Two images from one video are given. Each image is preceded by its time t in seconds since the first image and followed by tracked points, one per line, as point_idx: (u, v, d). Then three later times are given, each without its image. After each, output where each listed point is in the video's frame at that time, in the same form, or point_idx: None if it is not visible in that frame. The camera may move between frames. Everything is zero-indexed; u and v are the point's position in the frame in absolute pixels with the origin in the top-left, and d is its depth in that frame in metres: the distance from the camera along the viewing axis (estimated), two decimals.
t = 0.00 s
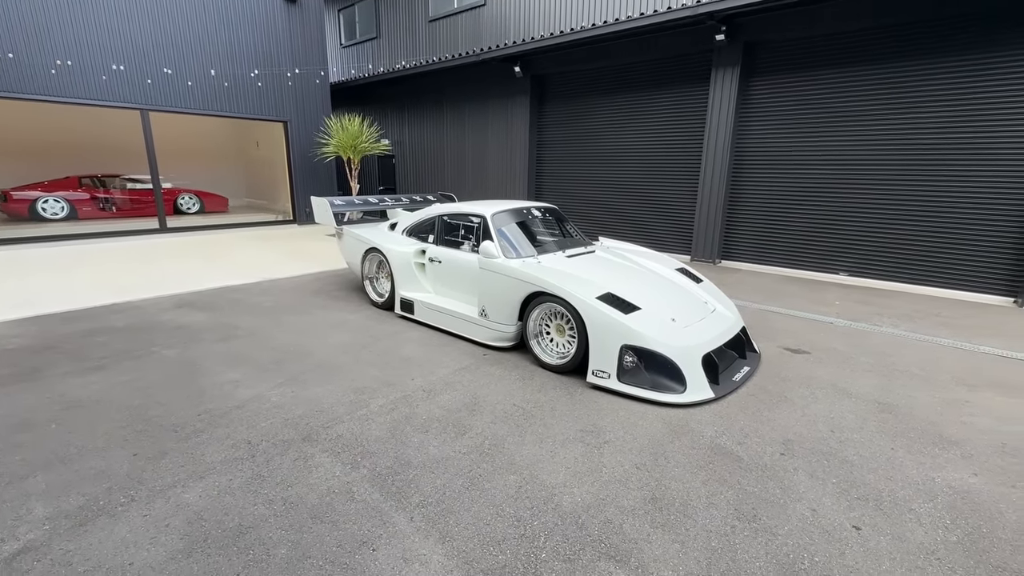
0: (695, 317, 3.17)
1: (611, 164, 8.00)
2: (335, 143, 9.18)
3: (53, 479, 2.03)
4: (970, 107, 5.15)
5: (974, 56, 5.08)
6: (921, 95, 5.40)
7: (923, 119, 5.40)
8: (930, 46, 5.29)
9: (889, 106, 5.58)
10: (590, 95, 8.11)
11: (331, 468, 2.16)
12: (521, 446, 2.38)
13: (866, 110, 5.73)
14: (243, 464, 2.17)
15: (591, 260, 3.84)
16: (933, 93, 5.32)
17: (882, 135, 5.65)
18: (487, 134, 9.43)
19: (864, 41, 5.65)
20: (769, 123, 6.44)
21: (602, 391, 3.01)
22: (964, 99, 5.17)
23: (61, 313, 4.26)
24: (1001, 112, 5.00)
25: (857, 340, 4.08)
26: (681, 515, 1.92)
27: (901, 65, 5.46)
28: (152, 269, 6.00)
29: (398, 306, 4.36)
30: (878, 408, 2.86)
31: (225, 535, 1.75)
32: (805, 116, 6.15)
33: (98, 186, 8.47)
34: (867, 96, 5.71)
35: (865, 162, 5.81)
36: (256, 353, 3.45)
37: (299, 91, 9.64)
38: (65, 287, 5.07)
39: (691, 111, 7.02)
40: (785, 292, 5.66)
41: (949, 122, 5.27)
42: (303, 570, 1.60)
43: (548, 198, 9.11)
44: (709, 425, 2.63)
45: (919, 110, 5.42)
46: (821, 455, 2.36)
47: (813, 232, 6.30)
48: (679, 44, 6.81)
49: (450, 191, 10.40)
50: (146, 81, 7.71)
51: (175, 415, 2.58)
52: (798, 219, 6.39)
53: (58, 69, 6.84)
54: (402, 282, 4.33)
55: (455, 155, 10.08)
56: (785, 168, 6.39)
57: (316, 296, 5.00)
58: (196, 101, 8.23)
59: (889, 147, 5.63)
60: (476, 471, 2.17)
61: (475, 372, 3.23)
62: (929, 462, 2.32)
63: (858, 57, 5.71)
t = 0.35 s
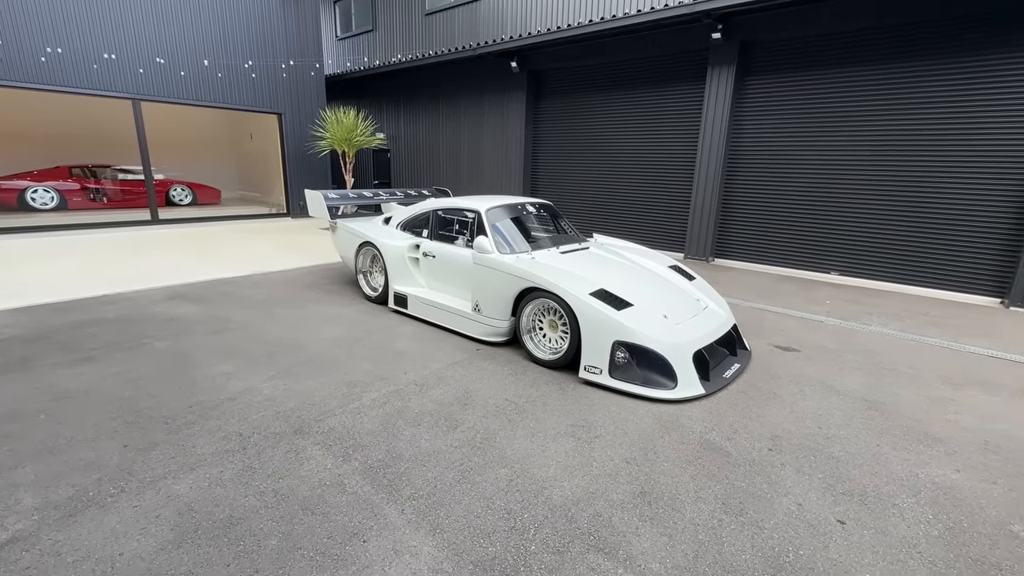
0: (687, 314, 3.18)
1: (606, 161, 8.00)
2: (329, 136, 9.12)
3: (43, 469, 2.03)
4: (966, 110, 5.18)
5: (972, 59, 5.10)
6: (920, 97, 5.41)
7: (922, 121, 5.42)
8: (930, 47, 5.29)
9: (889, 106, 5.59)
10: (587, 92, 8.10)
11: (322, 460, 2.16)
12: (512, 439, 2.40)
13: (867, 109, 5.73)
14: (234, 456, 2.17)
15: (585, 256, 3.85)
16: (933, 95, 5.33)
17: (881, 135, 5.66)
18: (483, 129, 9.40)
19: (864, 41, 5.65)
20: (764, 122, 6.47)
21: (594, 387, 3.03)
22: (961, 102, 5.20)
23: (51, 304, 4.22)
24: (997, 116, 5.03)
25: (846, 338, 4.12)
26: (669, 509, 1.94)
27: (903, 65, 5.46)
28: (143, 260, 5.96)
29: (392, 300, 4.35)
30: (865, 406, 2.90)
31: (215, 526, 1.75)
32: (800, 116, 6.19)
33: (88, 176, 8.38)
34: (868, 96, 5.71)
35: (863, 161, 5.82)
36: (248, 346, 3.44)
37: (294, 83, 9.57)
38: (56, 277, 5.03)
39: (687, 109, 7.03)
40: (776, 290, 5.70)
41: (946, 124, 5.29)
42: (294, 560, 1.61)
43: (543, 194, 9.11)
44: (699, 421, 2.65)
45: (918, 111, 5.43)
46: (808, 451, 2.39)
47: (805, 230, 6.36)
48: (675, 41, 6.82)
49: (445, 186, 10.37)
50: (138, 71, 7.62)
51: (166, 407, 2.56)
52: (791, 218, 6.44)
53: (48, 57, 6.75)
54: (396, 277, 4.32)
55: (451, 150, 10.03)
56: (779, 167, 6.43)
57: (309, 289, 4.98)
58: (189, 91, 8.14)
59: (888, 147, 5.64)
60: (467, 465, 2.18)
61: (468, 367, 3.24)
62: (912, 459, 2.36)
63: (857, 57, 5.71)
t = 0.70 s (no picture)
0: (676, 311, 3.25)
1: (600, 160, 8.06)
2: (325, 132, 9.11)
3: (40, 458, 2.06)
4: (954, 113, 5.27)
5: (964, 64, 5.17)
6: (914, 99, 5.47)
7: (915, 123, 5.49)
8: (924, 51, 5.35)
9: (882, 108, 5.66)
10: (582, 91, 8.14)
11: (316, 451, 2.20)
12: (503, 432, 2.45)
13: (857, 111, 5.82)
14: (229, 447, 2.21)
15: (577, 254, 3.91)
16: (926, 98, 5.40)
17: (874, 136, 5.74)
18: (478, 127, 9.42)
19: (859, 44, 5.71)
20: (756, 123, 6.55)
21: (583, 382, 3.10)
22: (952, 106, 5.28)
23: (43, 296, 4.22)
24: (987, 121, 5.11)
25: (831, 337, 4.21)
26: (653, 499, 2.00)
27: (892, 68, 5.56)
28: (136, 254, 5.95)
29: (386, 295, 4.39)
30: (846, 402, 2.99)
31: (211, 514, 1.79)
32: (791, 117, 6.27)
33: (80, 168, 8.33)
34: (862, 97, 5.77)
35: (857, 163, 5.89)
36: (242, 340, 3.47)
37: (289, 78, 9.55)
38: (48, 270, 5.02)
39: (681, 109, 7.10)
40: (766, 289, 5.78)
41: (936, 127, 5.38)
42: (288, 546, 1.66)
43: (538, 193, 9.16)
44: (685, 416, 2.72)
45: (912, 113, 5.49)
46: (789, 445, 2.47)
47: (795, 230, 6.45)
48: (669, 42, 6.87)
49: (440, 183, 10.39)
50: (131, 64, 7.58)
51: (161, 399, 2.60)
52: (781, 217, 6.53)
53: (40, 49, 6.72)
54: (390, 273, 4.36)
55: (446, 147, 10.04)
56: (770, 168, 6.52)
57: (303, 284, 5.01)
58: (183, 85, 8.11)
59: (882, 148, 5.71)
60: (458, 456, 2.23)
61: (460, 362, 3.29)
62: (889, 452, 2.44)
63: (851, 59, 5.78)
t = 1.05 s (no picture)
0: (656, 307, 3.32)
1: (592, 160, 8.14)
2: (318, 130, 9.16)
3: (27, 445, 2.11)
4: (935, 116, 5.38)
5: (948, 68, 5.27)
6: (898, 103, 5.58)
7: (898, 126, 5.60)
8: (907, 55, 5.45)
9: (866, 110, 5.76)
10: (573, 92, 8.22)
11: (298, 440, 2.27)
12: (482, 423, 2.52)
13: (842, 113, 5.92)
14: (213, 436, 2.27)
15: (562, 252, 3.98)
16: (911, 101, 5.49)
17: (858, 138, 5.84)
18: (472, 126, 9.48)
19: (846, 47, 5.80)
20: (744, 124, 6.64)
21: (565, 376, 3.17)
22: (936, 109, 5.38)
23: (34, 291, 4.26)
24: (969, 125, 5.21)
25: (811, 335, 4.30)
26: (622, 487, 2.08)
27: (876, 72, 5.66)
28: (128, 250, 5.99)
29: (374, 292, 4.45)
30: (819, 396, 3.07)
31: (193, 498, 1.85)
32: (778, 118, 6.37)
33: (73, 165, 8.34)
34: (846, 99, 5.88)
35: (841, 164, 5.99)
36: (230, 335, 3.52)
37: (282, 76, 9.60)
38: (40, 265, 5.06)
39: (670, 110, 7.19)
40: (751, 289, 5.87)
41: (917, 130, 5.48)
42: (268, 529, 1.73)
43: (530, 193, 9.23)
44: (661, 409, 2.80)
45: (897, 116, 5.58)
46: (759, 437, 2.54)
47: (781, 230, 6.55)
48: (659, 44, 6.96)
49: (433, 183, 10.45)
50: (125, 60, 7.61)
51: (148, 390, 2.65)
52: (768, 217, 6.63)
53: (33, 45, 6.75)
54: (379, 270, 4.42)
55: (440, 146, 10.09)
56: (757, 168, 6.62)
57: (293, 281, 5.06)
58: (176, 83, 8.14)
59: (868, 150, 5.80)
60: (436, 446, 2.30)
61: (444, 356, 3.36)
62: (855, 444, 2.53)
63: (837, 62, 5.87)
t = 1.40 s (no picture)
0: (630, 303, 3.39)
1: (580, 160, 8.24)
2: (310, 131, 9.23)
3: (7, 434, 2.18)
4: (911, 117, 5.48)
5: (924, 71, 5.37)
6: (876, 104, 5.68)
7: (875, 127, 5.70)
8: (885, 57, 5.56)
9: (845, 111, 5.87)
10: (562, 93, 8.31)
11: (272, 430, 2.34)
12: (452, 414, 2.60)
13: (822, 114, 6.02)
14: (188, 426, 2.33)
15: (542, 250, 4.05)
16: (889, 103, 5.60)
17: (838, 139, 5.95)
18: (462, 127, 9.57)
19: (825, 50, 5.90)
20: (728, 125, 6.74)
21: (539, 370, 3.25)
22: (913, 110, 5.47)
23: (22, 288, 4.33)
24: (944, 126, 5.31)
25: (786, 332, 4.38)
26: (582, 474, 2.15)
27: (854, 74, 5.77)
28: (118, 249, 6.06)
29: (358, 290, 4.52)
30: (786, 390, 3.16)
31: (165, 483, 1.92)
32: (761, 119, 6.47)
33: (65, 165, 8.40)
34: (826, 101, 5.98)
35: (822, 164, 6.09)
36: (213, 331, 3.59)
37: (274, 77, 9.68)
38: (29, 264, 5.12)
39: (656, 111, 7.28)
40: (733, 287, 5.97)
41: (894, 131, 5.59)
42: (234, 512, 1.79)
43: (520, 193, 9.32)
44: (630, 401, 2.88)
45: (875, 117, 5.69)
46: (722, 427, 2.63)
47: (765, 229, 6.65)
48: (644, 46, 7.06)
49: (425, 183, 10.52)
50: (116, 61, 7.68)
51: (129, 383, 2.73)
52: (752, 217, 6.73)
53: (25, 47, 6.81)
54: (362, 268, 4.49)
55: (431, 147, 10.18)
56: (740, 169, 6.72)
57: (280, 279, 5.13)
58: (168, 83, 8.21)
59: (846, 151, 5.92)
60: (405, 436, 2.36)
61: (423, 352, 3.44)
62: (815, 434, 2.61)
63: (817, 65, 5.98)
